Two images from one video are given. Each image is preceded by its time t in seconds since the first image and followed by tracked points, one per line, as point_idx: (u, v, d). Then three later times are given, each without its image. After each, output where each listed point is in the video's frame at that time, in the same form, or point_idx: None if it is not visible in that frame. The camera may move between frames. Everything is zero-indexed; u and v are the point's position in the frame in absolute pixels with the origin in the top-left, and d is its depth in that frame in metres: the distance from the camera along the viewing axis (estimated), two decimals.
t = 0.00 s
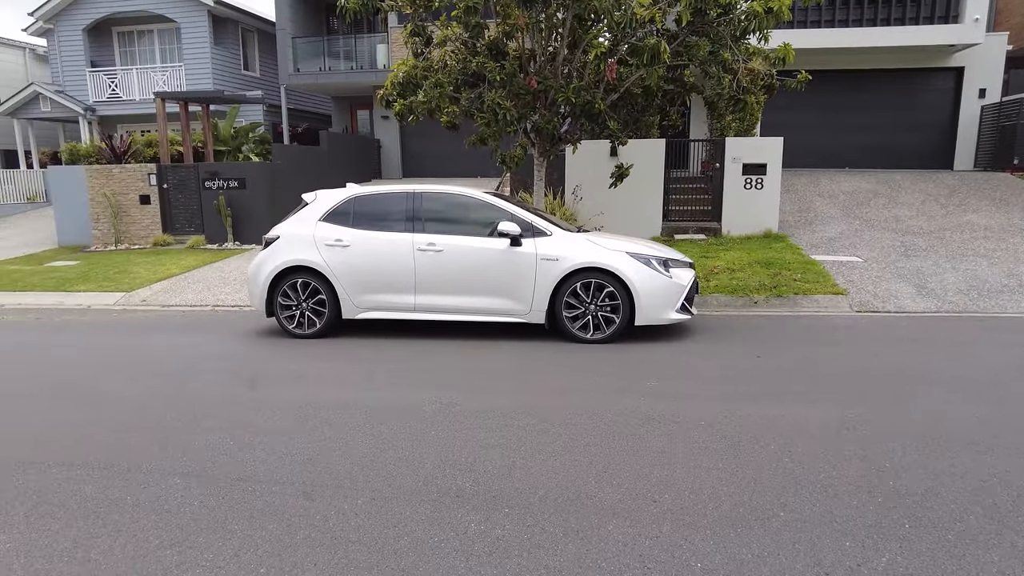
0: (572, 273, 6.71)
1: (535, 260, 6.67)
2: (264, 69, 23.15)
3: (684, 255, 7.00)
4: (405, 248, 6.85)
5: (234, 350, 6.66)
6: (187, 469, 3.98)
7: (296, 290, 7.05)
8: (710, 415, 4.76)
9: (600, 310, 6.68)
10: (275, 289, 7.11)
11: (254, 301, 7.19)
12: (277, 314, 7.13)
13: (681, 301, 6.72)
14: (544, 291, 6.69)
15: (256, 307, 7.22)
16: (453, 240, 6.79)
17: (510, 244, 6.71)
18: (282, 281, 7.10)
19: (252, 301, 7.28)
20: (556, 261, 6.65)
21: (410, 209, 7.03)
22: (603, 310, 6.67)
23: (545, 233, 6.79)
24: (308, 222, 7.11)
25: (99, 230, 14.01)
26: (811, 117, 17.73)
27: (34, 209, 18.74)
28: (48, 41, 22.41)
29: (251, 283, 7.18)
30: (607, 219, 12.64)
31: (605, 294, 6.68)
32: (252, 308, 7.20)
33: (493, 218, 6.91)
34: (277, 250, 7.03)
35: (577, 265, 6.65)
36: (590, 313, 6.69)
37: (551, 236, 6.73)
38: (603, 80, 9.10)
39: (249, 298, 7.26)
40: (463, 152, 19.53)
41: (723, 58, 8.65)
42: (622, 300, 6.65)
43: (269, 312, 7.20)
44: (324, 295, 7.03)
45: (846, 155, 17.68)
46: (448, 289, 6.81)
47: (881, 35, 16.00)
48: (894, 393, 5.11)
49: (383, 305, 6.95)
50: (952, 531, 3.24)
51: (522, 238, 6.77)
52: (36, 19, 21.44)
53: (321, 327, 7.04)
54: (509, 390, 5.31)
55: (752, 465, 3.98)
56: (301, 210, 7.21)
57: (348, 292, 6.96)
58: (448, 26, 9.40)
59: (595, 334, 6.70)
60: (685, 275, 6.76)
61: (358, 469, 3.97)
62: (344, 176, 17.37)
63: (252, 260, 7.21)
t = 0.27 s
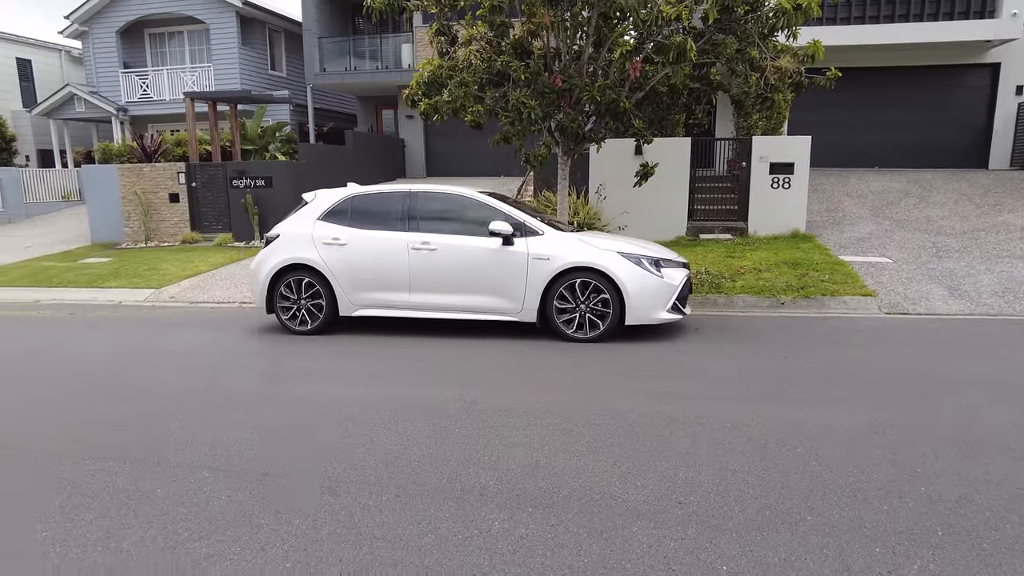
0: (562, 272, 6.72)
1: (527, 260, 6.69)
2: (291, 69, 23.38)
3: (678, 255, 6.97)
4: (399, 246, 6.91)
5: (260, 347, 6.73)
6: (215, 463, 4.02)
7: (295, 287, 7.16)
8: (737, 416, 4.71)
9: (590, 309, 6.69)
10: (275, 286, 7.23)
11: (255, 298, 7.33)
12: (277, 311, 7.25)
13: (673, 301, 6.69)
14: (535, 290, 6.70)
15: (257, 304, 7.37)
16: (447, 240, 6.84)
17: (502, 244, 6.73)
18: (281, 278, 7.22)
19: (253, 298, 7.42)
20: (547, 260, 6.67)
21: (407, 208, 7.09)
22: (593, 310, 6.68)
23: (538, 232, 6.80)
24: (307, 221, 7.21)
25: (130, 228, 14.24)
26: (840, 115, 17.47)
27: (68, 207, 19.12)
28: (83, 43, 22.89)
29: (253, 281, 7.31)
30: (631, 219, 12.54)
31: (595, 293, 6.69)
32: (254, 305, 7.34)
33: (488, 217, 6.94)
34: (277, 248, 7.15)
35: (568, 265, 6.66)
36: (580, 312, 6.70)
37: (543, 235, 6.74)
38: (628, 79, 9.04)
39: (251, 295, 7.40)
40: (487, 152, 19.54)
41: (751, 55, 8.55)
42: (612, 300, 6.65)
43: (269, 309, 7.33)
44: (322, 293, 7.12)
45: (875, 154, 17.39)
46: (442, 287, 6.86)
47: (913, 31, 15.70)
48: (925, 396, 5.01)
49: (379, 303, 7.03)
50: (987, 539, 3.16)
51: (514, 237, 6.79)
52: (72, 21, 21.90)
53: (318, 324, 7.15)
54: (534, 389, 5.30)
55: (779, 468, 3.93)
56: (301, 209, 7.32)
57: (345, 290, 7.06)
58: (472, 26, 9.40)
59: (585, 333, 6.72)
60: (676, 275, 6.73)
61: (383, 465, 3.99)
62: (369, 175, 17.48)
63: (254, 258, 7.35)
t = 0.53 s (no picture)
0: (557, 271, 6.74)
1: (521, 259, 6.72)
2: (319, 70, 23.62)
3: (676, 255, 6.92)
4: (398, 246, 7.02)
5: (287, 343, 6.81)
6: (243, 458, 4.07)
7: (298, 285, 7.31)
8: (764, 419, 4.65)
9: (584, 308, 6.71)
10: (278, 283, 7.41)
11: (261, 295, 7.52)
12: (281, 308, 7.42)
13: (667, 301, 6.66)
14: (530, 289, 6.74)
15: (263, 301, 7.56)
16: (444, 238, 6.92)
17: (497, 243, 6.78)
18: (285, 276, 7.39)
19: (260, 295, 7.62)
20: (541, 259, 6.69)
21: (406, 207, 7.19)
22: (587, 309, 6.69)
23: (533, 231, 6.82)
24: (310, 220, 7.36)
25: (161, 225, 14.47)
26: (871, 113, 17.17)
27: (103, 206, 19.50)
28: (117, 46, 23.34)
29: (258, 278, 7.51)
30: (657, 218, 12.44)
31: (589, 292, 6.69)
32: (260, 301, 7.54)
33: (485, 216, 6.99)
34: (280, 247, 7.33)
35: (562, 264, 6.67)
36: (575, 311, 6.72)
37: (538, 234, 6.77)
38: (654, 77, 8.98)
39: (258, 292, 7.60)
40: (512, 151, 19.55)
41: (780, 53, 8.43)
42: (606, 300, 6.65)
43: (274, 306, 7.52)
44: (323, 290, 7.27)
45: (906, 153, 17.07)
46: (438, 285, 6.95)
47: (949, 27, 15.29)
48: (959, 401, 4.89)
49: (379, 300, 7.15)
50: None
51: (510, 236, 6.82)
52: (107, 24, 22.35)
53: (320, 320, 7.29)
54: (558, 389, 5.28)
55: (807, 471, 3.87)
56: (304, 208, 7.48)
57: (346, 288, 7.20)
58: (499, 25, 9.39)
59: (579, 332, 6.74)
60: (671, 274, 6.69)
61: (409, 463, 4.00)
62: (395, 174, 17.57)
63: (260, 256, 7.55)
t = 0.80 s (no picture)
0: (552, 270, 6.77)
1: (518, 258, 6.77)
2: (347, 70, 23.81)
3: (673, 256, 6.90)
4: (398, 244, 7.14)
5: (314, 340, 6.87)
6: (270, 454, 4.11)
7: (301, 282, 7.47)
8: (792, 421, 4.58)
9: (579, 307, 6.71)
10: (283, 281, 7.58)
11: (266, 292, 7.70)
12: (286, 305, 7.58)
13: (662, 301, 6.64)
14: (525, 288, 6.78)
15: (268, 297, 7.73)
16: (442, 238, 7.02)
17: (494, 242, 6.85)
18: (289, 273, 7.56)
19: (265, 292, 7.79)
20: (536, 259, 6.73)
21: (407, 207, 7.32)
22: (582, 308, 6.70)
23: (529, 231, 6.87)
24: (314, 219, 7.53)
25: (191, 223, 14.70)
26: (904, 112, 16.86)
27: (136, 204, 20.01)
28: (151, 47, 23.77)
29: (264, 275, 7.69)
30: (684, 217, 12.31)
31: (584, 291, 6.70)
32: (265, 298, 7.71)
33: (483, 216, 7.08)
34: (285, 245, 7.51)
35: (557, 264, 6.70)
36: (570, 310, 6.72)
37: (534, 234, 6.81)
38: (682, 75, 8.90)
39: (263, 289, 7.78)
40: (538, 150, 19.53)
41: (811, 50, 8.30)
42: (600, 299, 6.64)
43: (278, 303, 7.69)
44: (326, 287, 7.41)
45: (941, 153, 16.72)
46: (436, 283, 7.04)
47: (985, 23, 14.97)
48: (995, 406, 4.77)
49: (379, 298, 7.27)
50: None
51: (507, 236, 6.89)
52: (141, 26, 22.77)
53: (323, 317, 7.44)
54: (583, 389, 5.26)
55: (837, 476, 3.81)
56: (310, 207, 7.66)
57: (348, 285, 7.33)
58: (526, 24, 9.35)
59: (573, 330, 6.74)
60: (666, 275, 6.67)
61: (434, 461, 4.01)
62: (420, 173, 17.64)
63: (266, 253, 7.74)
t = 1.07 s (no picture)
0: (545, 270, 6.82)
1: (511, 257, 6.84)
2: (373, 70, 23.97)
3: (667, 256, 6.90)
4: (396, 243, 7.26)
5: (338, 338, 6.92)
6: (296, 449, 4.15)
7: (305, 279, 7.64)
8: (820, 425, 4.51)
9: (571, 305, 6.77)
10: (286, 278, 7.74)
11: (270, 288, 7.88)
12: (290, 301, 7.75)
13: (653, 300, 6.65)
14: (518, 286, 6.85)
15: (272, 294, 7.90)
16: (439, 236, 7.12)
17: (489, 240, 6.93)
18: (292, 270, 7.72)
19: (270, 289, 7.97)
20: (529, 258, 6.79)
21: (406, 207, 7.44)
22: (572, 307, 6.76)
23: (523, 230, 6.94)
24: (317, 218, 7.70)
25: (220, 222, 14.86)
26: (937, 110, 16.54)
27: (166, 202, 20.31)
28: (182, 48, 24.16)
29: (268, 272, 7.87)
30: (710, 217, 12.20)
31: (576, 290, 6.74)
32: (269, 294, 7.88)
33: (479, 216, 7.17)
34: (289, 242, 7.68)
35: (549, 263, 6.75)
36: (562, 309, 6.79)
37: (527, 233, 6.87)
38: (709, 73, 8.81)
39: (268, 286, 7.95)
40: (563, 149, 19.48)
41: (841, 48, 8.17)
42: (591, 298, 6.68)
43: (282, 299, 7.85)
44: (327, 284, 7.56)
45: (975, 152, 16.38)
46: (433, 281, 7.14)
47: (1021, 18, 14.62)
48: None
49: (378, 295, 7.40)
50: None
51: (501, 235, 6.95)
52: (172, 28, 23.14)
53: (324, 313, 7.58)
54: (608, 390, 5.23)
55: (866, 480, 3.75)
56: (313, 206, 7.82)
57: (348, 283, 7.47)
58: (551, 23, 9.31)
59: (564, 328, 6.79)
60: (658, 275, 6.68)
61: (458, 458, 4.02)
62: (445, 173, 17.70)
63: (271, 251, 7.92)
